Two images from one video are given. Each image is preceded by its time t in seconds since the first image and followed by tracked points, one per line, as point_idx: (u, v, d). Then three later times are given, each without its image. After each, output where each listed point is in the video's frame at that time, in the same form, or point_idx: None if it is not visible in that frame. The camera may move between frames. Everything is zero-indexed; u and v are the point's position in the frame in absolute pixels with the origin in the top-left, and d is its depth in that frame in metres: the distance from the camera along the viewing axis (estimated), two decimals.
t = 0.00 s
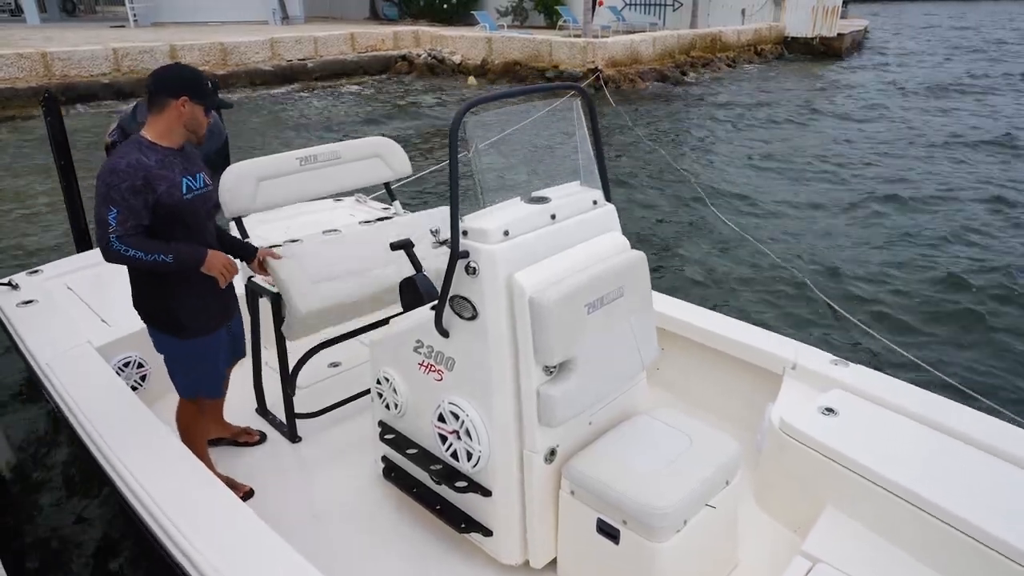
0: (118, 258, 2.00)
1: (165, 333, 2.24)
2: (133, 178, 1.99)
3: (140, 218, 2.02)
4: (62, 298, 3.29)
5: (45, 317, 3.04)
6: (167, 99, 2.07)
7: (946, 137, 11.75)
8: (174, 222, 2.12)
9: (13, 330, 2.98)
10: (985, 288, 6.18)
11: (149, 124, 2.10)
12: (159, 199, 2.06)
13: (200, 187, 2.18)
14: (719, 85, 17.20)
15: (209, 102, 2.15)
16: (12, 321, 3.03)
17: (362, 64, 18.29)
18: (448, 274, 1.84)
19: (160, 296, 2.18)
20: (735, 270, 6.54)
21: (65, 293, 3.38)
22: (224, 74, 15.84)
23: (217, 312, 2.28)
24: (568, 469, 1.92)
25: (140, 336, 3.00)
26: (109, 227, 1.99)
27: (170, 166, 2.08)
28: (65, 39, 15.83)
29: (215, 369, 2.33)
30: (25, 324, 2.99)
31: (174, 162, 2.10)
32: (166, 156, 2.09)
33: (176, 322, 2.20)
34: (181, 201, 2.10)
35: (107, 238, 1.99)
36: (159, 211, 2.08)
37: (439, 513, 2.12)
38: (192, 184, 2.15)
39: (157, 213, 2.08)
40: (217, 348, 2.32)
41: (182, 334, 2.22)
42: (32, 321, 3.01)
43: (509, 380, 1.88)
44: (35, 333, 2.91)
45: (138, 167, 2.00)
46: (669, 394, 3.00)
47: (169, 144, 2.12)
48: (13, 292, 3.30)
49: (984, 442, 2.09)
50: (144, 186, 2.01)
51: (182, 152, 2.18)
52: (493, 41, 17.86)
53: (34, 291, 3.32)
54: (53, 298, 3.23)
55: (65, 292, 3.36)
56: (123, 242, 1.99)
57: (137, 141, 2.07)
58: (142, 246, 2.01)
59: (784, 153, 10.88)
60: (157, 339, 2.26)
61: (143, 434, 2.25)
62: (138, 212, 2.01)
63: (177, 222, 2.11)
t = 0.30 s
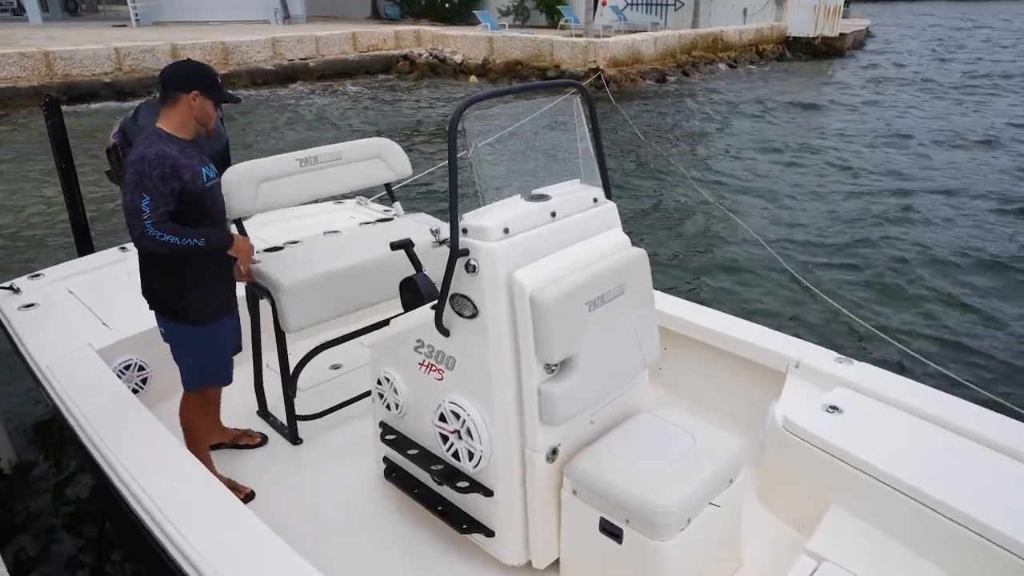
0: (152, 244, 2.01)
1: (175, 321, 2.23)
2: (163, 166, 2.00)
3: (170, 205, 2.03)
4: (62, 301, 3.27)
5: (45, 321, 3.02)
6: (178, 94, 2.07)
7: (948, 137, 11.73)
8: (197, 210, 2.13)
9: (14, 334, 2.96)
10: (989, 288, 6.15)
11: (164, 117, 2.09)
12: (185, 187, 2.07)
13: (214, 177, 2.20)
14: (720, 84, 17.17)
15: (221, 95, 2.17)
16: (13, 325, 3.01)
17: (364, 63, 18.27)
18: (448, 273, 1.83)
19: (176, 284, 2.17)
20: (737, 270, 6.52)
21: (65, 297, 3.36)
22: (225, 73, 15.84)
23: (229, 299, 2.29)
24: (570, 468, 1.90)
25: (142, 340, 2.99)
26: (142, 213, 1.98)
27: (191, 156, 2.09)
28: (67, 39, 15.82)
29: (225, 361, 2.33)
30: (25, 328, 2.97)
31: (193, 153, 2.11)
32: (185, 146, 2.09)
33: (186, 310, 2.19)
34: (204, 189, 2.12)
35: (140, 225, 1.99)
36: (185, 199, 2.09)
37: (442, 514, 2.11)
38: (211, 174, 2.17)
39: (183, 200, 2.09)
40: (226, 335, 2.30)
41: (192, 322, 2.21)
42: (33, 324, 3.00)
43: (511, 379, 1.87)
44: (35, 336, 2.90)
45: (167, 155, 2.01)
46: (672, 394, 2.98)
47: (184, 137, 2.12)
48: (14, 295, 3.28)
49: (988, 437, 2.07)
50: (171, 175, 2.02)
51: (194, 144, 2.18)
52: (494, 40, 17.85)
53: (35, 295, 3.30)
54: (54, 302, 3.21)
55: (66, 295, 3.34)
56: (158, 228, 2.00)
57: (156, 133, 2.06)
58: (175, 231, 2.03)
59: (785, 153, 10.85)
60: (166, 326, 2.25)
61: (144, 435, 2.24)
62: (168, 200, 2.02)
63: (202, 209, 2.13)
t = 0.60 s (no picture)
0: (173, 239, 2.01)
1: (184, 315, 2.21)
2: (177, 163, 2.00)
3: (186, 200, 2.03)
4: (60, 310, 3.25)
5: (42, 330, 3.01)
6: (182, 92, 2.06)
7: (949, 136, 11.70)
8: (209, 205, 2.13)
9: (11, 345, 2.94)
10: (993, 286, 6.12)
11: (169, 115, 2.07)
12: (196, 183, 2.07)
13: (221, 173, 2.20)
14: (721, 84, 17.14)
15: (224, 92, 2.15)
16: (10, 336, 2.98)
17: (364, 63, 18.24)
18: (448, 267, 1.81)
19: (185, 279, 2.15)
20: (739, 269, 6.48)
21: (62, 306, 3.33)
22: (225, 74, 15.81)
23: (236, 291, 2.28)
24: (575, 463, 1.88)
25: (140, 348, 2.98)
26: (161, 210, 1.98)
27: (201, 152, 2.09)
28: (68, 39, 15.80)
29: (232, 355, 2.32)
30: (22, 338, 2.95)
31: (203, 149, 2.11)
32: (194, 143, 2.09)
33: (191, 302, 2.17)
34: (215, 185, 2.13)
35: (161, 221, 1.99)
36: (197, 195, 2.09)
37: (446, 513, 2.09)
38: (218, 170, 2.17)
39: (195, 196, 2.09)
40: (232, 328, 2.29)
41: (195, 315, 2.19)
42: (30, 335, 2.97)
43: (514, 373, 1.85)
44: (32, 347, 2.87)
45: (180, 152, 2.01)
46: (676, 393, 2.95)
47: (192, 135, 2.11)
48: (11, 306, 3.26)
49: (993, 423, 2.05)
50: (185, 171, 2.02)
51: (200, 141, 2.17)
52: (494, 40, 17.83)
53: (33, 305, 3.27)
54: (50, 312, 3.19)
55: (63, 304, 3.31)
56: (178, 223, 2.00)
57: (165, 131, 2.05)
58: (193, 224, 2.03)
59: (787, 153, 10.82)
60: (173, 319, 2.22)
61: (144, 440, 2.22)
62: (182, 194, 2.03)
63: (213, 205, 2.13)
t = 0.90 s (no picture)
0: (165, 234, 2.02)
1: (180, 313, 2.19)
2: (176, 160, 2.01)
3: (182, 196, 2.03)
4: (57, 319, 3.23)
5: (39, 340, 3.00)
6: (179, 93, 2.06)
7: (951, 136, 11.68)
8: (208, 204, 2.13)
9: (9, 354, 2.92)
10: (997, 285, 6.09)
11: (176, 113, 2.08)
12: (194, 182, 2.07)
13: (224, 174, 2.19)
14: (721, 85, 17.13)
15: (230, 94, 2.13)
16: (8, 345, 2.97)
17: (365, 64, 18.22)
18: (449, 266, 1.79)
19: (181, 275, 2.14)
20: (741, 268, 6.46)
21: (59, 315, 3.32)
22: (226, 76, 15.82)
23: (235, 290, 2.25)
24: (580, 462, 1.86)
25: (138, 354, 2.95)
26: (156, 204, 1.99)
27: (202, 152, 2.09)
28: (68, 42, 15.82)
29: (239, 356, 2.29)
30: (20, 348, 2.94)
31: (204, 150, 2.11)
32: (196, 143, 2.09)
33: (190, 301, 2.16)
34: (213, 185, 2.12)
35: (154, 216, 2.00)
36: (195, 193, 2.09)
37: (449, 515, 2.07)
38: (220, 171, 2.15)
39: (192, 194, 2.09)
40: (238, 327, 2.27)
41: (194, 315, 2.17)
42: (28, 344, 2.96)
43: (516, 371, 1.83)
44: (30, 356, 2.86)
45: (180, 150, 2.02)
46: (678, 392, 2.93)
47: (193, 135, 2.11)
48: (8, 315, 3.25)
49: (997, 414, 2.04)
50: (182, 168, 2.03)
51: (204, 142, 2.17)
52: (495, 41, 17.83)
53: (30, 314, 3.26)
54: (47, 320, 3.18)
55: (60, 312, 3.30)
56: (170, 218, 2.00)
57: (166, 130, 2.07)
58: (185, 221, 2.02)
59: (787, 153, 10.80)
60: (174, 319, 2.21)
61: (144, 445, 2.21)
62: (178, 191, 2.03)
63: (210, 205, 2.12)
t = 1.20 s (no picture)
0: (157, 233, 2.00)
1: (179, 314, 2.18)
2: (178, 159, 2.01)
3: (179, 197, 2.03)
4: (56, 319, 3.23)
5: (39, 340, 3.00)
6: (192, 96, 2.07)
7: (952, 138, 11.66)
8: (209, 208, 2.11)
9: (8, 356, 2.91)
10: (998, 287, 6.07)
11: (188, 113, 2.09)
12: (196, 183, 2.06)
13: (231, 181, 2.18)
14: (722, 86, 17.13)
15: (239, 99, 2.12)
16: (7, 347, 2.97)
17: (365, 66, 18.25)
18: (450, 272, 1.79)
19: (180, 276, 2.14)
20: (742, 271, 6.46)
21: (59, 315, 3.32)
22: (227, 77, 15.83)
23: (234, 294, 2.23)
24: (581, 468, 1.86)
25: (137, 356, 2.95)
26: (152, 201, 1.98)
27: (208, 156, 2.08)
28: (69, 44, 15.84)
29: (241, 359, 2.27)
30: (19, 350, 2.93)
31: (212, 154, 2.10)
32: (204, 147, 2.09)
33: (191, 303, 2.15)
34: (215, 190, 2.10)
35: (150, 213, 1.99)
36: (195, 195, 2.07)
37: (450, 519, 2.07)
38: (226, 177, 2.14)
39: (193, 196, 2.07)
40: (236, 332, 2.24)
41: (193, 318, 2.16)
42: (26, 345, 2.96)
43: (517, 377, 1.82)
44: (29, 358, 2.85)
45: (184, 150, 2.02)
46: (680, 394, 2.93)
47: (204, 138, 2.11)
48: (7, 316, 3.25)
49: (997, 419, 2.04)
50: (184, 168, 2.02)
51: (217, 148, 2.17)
52: (495, 43, 17.84)
53: (29, 316, 3.26)
54: (47, 322, 3.18)
55: (59, 314, 3.29)
56: (164, 216, 1.99)
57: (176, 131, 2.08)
58: (181, 222, 2.01)
59: (788, 154, 10.79)
60: (176, 323, 2.20)
61: (143, 449, 2.20)
62: (178, 190, 2.02)
63: (210, 208, 2.10)
